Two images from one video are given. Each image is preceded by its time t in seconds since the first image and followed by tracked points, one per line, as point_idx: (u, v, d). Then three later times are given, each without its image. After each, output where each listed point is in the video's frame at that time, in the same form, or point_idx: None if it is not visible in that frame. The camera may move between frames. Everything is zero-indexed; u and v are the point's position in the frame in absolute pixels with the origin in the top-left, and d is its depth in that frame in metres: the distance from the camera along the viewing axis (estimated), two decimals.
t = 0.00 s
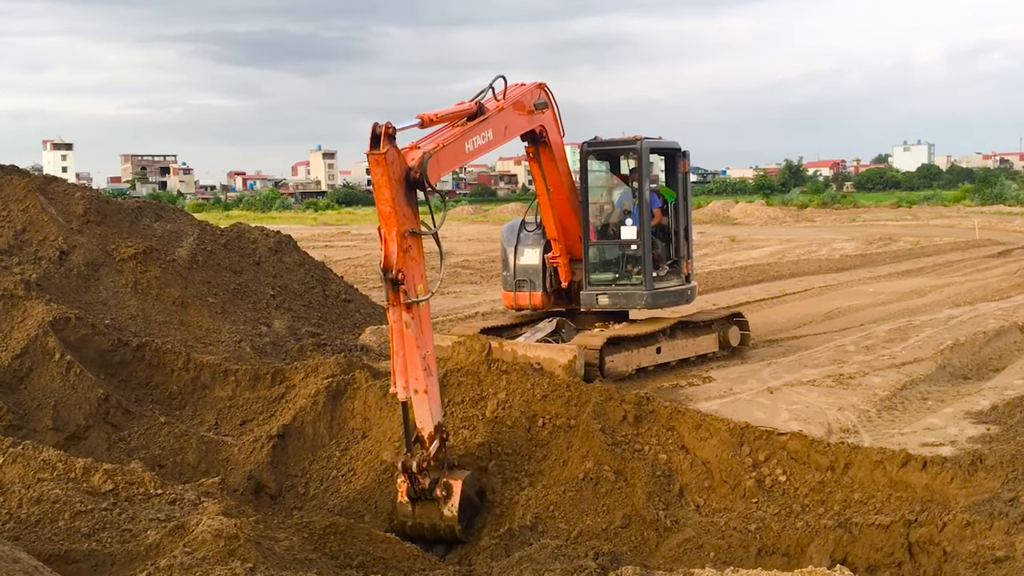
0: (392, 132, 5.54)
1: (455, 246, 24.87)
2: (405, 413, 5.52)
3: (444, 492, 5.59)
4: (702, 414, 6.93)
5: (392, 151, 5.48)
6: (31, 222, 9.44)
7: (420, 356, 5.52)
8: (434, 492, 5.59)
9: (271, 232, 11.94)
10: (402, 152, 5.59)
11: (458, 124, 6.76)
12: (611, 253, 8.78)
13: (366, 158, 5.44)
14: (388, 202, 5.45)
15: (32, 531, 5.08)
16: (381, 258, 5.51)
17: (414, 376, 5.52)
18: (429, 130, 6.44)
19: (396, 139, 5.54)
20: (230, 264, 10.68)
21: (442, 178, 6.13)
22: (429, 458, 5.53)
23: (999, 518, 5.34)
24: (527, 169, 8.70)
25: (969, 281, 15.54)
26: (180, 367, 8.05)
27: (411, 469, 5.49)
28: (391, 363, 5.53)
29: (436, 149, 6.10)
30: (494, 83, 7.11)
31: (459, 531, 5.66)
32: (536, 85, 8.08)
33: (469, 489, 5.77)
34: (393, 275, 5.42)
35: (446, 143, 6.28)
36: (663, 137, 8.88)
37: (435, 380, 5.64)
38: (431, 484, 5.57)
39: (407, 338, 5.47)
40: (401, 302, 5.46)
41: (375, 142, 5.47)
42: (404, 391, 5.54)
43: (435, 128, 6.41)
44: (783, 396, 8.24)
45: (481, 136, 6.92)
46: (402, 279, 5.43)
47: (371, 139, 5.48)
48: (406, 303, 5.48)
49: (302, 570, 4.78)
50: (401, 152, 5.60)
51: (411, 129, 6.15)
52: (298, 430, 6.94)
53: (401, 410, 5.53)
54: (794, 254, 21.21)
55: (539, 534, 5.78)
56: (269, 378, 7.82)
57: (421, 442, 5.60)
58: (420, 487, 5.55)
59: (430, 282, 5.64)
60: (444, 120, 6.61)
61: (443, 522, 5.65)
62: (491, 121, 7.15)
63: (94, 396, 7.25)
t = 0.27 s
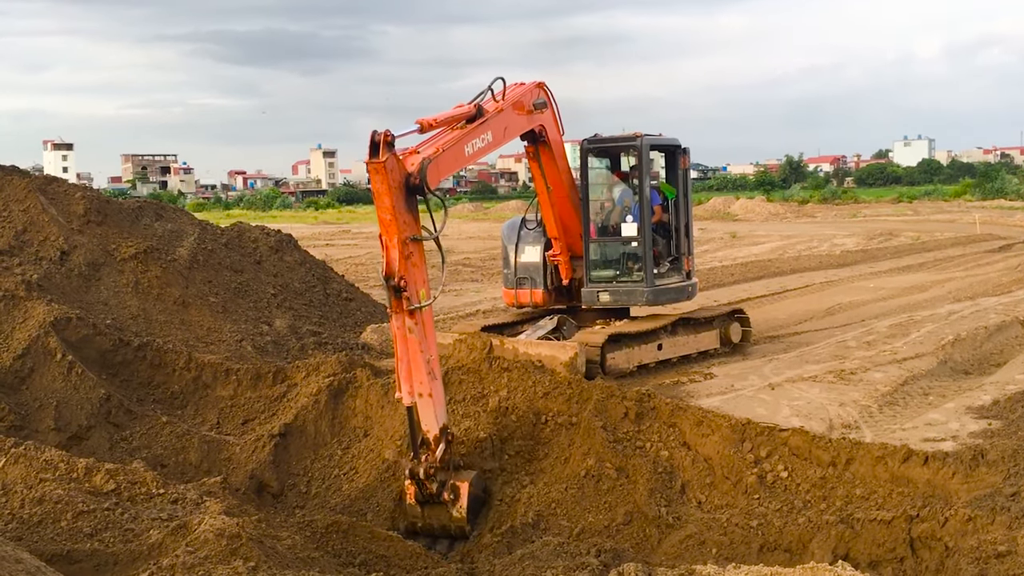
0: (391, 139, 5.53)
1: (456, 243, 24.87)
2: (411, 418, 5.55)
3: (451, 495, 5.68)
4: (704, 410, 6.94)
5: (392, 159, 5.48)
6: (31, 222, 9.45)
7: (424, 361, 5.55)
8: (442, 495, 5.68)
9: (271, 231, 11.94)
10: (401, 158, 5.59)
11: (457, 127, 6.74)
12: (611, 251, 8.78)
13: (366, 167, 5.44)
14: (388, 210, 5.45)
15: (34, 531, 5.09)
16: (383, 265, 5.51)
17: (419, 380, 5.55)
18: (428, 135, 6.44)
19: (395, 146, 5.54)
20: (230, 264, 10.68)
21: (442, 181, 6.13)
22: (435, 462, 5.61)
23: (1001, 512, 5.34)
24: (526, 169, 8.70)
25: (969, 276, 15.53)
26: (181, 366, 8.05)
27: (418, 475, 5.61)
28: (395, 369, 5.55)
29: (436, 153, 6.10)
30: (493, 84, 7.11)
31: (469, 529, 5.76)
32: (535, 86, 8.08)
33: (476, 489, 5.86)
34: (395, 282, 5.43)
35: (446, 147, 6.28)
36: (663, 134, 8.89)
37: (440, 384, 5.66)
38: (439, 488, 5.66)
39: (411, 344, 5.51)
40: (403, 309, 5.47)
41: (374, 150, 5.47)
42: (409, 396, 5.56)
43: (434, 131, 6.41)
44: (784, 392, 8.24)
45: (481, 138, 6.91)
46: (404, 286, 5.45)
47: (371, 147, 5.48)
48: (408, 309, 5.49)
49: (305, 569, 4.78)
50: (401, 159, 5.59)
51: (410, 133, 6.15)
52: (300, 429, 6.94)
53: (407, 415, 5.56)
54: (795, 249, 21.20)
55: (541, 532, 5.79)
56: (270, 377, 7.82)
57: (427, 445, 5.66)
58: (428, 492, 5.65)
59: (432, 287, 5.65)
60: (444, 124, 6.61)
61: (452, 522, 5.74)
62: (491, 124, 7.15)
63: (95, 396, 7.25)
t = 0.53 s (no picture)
0: (390, 146, 5.55)
1: (456, 243, 24.87)
2: (415, 421, 5.59)
3: (457, 497, 5.77)
4: (703, 409, 6.94)
5: (391, 166, 5.49)
6: (31, 223, 9.46)
7: (426, 364, 5.58)
8: (448, 498, 5.76)
9: (271, 232, 11.94)
10: (400, 164, 5.60)
11: (457, 131, 6.75)
12: (611, 250, 8.78)
13: (365, 174, 5.44)
14: (388, 217, 5.46)
15: (35, 532, 5.09)
16: (383, 272, 5.53)
17: (421, 384, 5.58)
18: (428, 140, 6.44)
19: (394, 153, 5.55)
20: (230, 264, 10.68)
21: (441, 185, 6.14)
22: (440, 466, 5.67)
23: (1001, 510, 5.34)
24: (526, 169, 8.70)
25: (969, 275, 15.54)
26: (181, 367, 8.06)
27: (424, 481, 5.67)
28: (398, 373, 5.57)
29: (436, 157, 6.11)
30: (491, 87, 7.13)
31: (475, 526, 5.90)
32: (534, 87, 8.08)
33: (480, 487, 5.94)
34: (396, 288, 5.45)
35: (445, 151, 6.29)
36: (662, 133, 8.89)
37: (442, 386, 5.70)
38: (445, 492, 5.74)
39: (413, 349, 5.53)
40: (404, 314, 5.49)
41: (373, 156, 5.48)
42: (412, 400, 5.59)
43: (433, 136, 6.41)
44: (784, 390, 8.25)
45: (480, 141, 6.92)
46: (405, 291, 5.47)
47: (370, 154, 5.48)
48: (410, 314, 5.51)
49: (305, 569, 4.79)
50: (399, 165, 5.61)
51: (409, 138, 6.15)
52: (301, 429, 6.95)
53: (411, 418, 5.60)
54: (794, 248, 21.21)
55: (541, 531, 5.79)
56: (271, 377, 7.82)
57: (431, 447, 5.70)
58: (433, 496, 5.72)
59: (432, 291, 5.67)
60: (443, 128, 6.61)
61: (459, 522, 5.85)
62: (490, 128, 7.16)
63: (96, 396, 7.26)
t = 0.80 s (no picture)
0: (385, 148, 5.54)
1: (453, 245, 24.87)
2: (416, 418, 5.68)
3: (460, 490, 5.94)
4: (700, 412, 6.94)
5: (386, 169, 5.48)
6: (28, 225, 9.45)
7: (427, 362, 5.61)
8: (451, 493, 5.95)
9: (268, 233, 11.93)
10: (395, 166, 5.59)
11: (454, 132, 6.74)
12: (608, 252, 8.78)
13: (361, 178, 5.44)
14: (385, 219, 5.46)
15: (30, 533, 5.08)
16: (381, 273, 5.53)
17: (422, 382, 5.61)
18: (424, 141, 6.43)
19: (389, 155, 5.54)
20: (227, 266, 10.67)
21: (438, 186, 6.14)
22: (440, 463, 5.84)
23: (997, 513, 5.35)
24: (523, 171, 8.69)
25: (966, 277, 15.56)
26: (178, 368, 8.05)
27: (426, 478, 5.87)
28: (398, 372, 5.60)
29: (432, 158, 6.10)
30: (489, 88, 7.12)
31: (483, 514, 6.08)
32: (531, 89, 8.07)
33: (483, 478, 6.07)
34: (395, 289, 5.46)
35: (442, 152, 6.28)
36: (660, 135, 8.89)
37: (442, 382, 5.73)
38: (448, 486, 5.92)
39: (413, 349, 5.55)
40: (403, 314, 5.50)
41: (368, 160, 5.47)
42: (413, 397, 5.62)
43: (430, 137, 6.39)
44: (781, 393, 8.25)
45: (477, 142, 6.92)
46: (404, 292, 5.48)
47: (365, 158, 5.48)
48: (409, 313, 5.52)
49: (301, 571, 4.78)
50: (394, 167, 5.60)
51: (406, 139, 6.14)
52: (297, 431, 6.95)
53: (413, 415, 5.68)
54: (792, 251, 21.24)
55: (538, 533, 5.79)
56: (268, 378, 7.82)
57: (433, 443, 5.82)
58: (437, 491, 5.92)
59: (431, 290, 5.69)
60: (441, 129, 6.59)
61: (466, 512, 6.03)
62: (488, 129, 7.16)
63: (92, 398, 7.25)
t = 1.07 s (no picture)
0: (378, 151, 5.53)
1: (450, 248, 24.87)
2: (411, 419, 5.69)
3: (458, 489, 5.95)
4: (696, 415, 6.94)
5: (379, 173, 5.48)
6: (24, 226, 9.44)
7: (421, 364, 5.63)
8: (449, 493, 5.95)
9: (265, 236, 11.92)
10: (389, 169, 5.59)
11: (448, 135, 6.74)
12: (604, 256, 8.79)
13: (354, 182, 5.43)
14: (378, 222, 5.46)
15: (25, 536, 5.06)
16: (375, 276, 5.55)
17: (416, 383, 5.63)
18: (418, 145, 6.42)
19: (382, 159, 5.53)
20: (223, 268, 10.66)
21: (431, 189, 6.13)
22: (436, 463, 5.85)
23: (992, 518, 5.35)
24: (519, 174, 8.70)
25: (962, 281, 15.59)
26: (174, 371, 8.04)
27: (424, 480, 5.88)
28: (393, 374, 5.62)
29: (426, 161, 6.09)
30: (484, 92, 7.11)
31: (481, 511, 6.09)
32: (527, 93, 8.07)
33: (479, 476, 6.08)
34: (388, 292, 5.48)
35: (436, 155, 6.27)
36: (656, 139, 8.90)
37: (437, 383, 5.75)
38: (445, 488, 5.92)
39: (407, 350, 5.56)
40: (397, 316, 5.52)
41: (361, 163, 5.46)
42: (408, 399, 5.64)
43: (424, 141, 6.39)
44: (777, 397, 8.25)
45: (472, 145, 6.92)
46: (398, 295, 5.49)
47: (358, 161, 5.47)
48: (403, 316, 5.54)
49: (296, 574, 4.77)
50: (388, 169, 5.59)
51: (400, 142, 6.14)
52: (293, 434, 6.94)
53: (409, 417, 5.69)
54: (788, 255, 21.26)
55: (533, 537, 5.79)
56: (264, 381, 7.80)
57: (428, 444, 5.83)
58: (435, 493, 5.91)
59: (425, 291, 5.69)
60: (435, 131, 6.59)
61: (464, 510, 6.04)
62: (483, 132, 7.16)
63: (88, 400, 7.23)
